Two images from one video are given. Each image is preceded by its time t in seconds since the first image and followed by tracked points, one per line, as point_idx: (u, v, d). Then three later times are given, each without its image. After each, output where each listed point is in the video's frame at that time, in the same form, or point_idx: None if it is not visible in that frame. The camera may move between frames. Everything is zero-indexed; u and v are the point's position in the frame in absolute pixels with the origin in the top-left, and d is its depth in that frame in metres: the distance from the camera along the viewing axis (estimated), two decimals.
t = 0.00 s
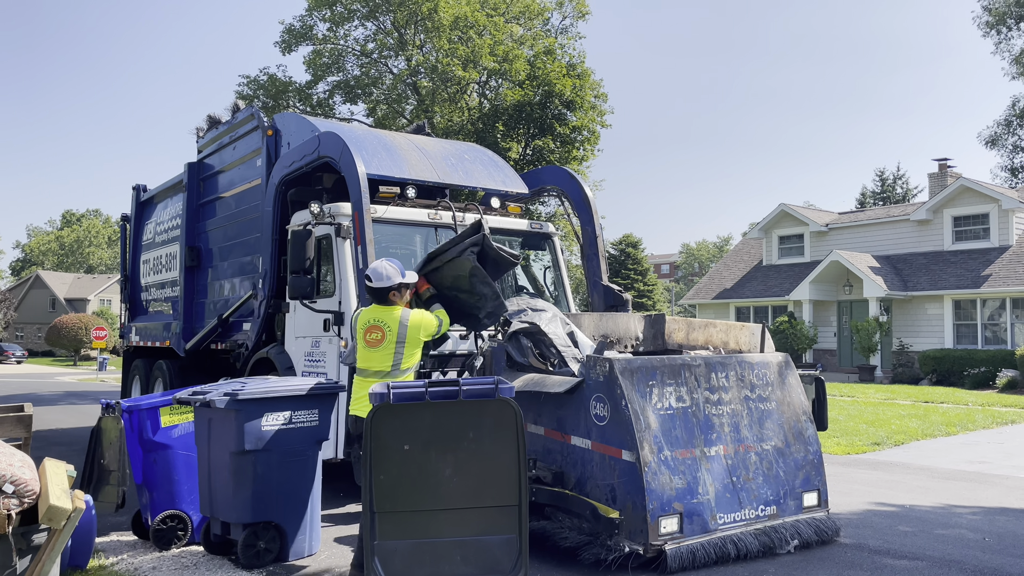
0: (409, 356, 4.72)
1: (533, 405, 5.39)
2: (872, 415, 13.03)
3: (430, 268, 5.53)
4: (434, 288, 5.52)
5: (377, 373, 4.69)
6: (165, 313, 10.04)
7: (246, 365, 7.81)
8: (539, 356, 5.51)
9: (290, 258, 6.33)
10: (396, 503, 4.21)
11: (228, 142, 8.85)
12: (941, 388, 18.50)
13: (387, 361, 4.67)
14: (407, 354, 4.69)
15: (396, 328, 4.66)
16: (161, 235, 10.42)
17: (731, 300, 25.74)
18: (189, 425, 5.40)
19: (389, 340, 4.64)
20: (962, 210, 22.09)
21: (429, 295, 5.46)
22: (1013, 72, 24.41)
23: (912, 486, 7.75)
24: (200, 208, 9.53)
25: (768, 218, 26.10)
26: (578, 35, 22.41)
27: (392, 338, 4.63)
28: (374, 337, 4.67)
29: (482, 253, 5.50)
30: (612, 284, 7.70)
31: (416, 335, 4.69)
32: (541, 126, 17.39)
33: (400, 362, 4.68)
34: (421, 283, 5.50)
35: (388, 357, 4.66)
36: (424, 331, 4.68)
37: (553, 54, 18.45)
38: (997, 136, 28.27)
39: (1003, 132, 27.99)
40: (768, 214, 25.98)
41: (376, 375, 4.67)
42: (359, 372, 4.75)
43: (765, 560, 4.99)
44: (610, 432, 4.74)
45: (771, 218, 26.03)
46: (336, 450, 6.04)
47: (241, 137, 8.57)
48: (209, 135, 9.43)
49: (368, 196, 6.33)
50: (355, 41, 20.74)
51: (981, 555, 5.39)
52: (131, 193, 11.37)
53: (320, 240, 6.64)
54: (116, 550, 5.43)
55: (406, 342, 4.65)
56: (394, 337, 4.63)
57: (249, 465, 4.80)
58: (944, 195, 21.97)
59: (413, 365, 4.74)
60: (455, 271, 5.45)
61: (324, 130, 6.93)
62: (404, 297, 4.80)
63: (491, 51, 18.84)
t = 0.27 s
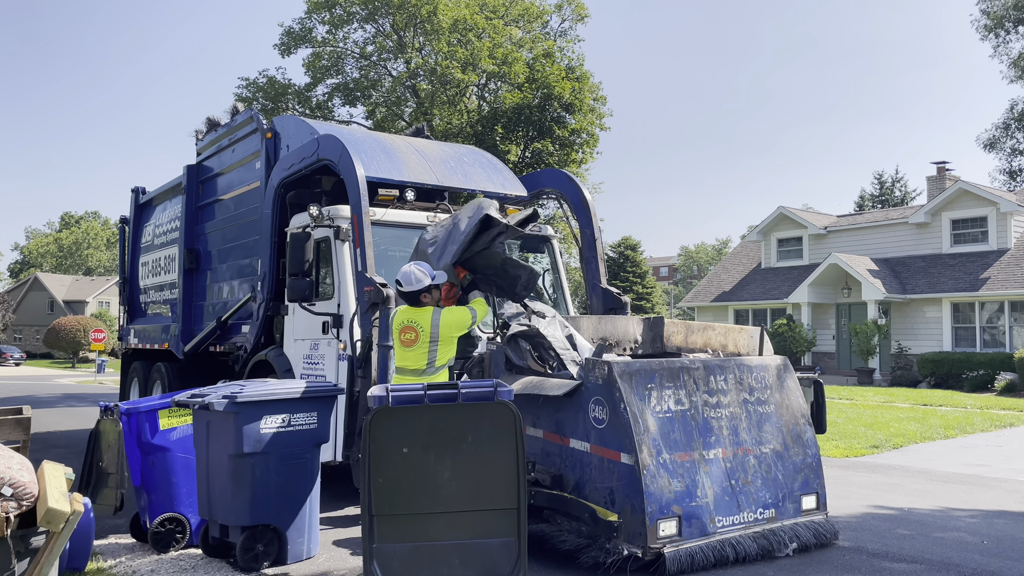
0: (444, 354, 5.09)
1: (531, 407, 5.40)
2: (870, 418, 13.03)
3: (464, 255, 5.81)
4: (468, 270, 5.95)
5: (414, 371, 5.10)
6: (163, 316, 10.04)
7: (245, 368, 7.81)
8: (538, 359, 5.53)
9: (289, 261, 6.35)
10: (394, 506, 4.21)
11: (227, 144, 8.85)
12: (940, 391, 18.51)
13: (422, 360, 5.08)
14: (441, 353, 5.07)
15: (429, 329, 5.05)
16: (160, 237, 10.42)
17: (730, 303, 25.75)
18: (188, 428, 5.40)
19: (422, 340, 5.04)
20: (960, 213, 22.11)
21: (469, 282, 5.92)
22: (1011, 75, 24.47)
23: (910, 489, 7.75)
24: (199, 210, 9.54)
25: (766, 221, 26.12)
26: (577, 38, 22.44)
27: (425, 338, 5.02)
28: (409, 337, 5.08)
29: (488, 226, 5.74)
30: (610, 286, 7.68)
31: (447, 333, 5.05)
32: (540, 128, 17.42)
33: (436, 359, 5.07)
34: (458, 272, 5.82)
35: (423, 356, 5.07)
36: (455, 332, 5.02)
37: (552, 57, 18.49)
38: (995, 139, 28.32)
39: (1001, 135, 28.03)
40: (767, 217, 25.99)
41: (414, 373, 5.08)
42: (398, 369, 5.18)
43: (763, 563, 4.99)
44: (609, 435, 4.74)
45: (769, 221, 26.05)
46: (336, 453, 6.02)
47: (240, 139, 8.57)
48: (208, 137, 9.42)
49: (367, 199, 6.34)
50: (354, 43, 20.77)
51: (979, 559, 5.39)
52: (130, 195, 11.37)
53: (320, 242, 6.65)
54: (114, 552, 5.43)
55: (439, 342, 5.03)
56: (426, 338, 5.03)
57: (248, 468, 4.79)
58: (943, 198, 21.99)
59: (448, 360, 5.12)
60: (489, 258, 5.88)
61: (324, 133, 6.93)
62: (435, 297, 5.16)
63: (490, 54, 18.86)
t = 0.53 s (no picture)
0: (483, 356, 4.90)
1: (529, 410, 5.40)
2: (869, 420, 13.04)
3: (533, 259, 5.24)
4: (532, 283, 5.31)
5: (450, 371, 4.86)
6: (162, 318, 10.04)
7: (243, 370, 7.80)
8: (537, 362, 5.67)
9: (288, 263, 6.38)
10: (393, 508, 4.20)
11: (226, 146, 8.85)
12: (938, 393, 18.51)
13: (461, 360, 4.84)
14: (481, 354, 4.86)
15: (471, 330, 4.84)
16: (159, 239, 10.42)
17: (728, 305, 25.77)
18: (187, 430, 5.38)
19: (464, 340, 4.82)
20: (958, 215, 22.14)
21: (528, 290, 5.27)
22: (1009, 78, 24.53)
23: (909, 491, 7.75)
24: (198, 212, 9.54)
25: (765, 223, 26.14)
26: (576, 40, 22.46)
27: (468, 338, 4.81)
28: (449, 336, 4.85)
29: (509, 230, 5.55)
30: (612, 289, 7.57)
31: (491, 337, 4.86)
32: (539, 131, 17.43)
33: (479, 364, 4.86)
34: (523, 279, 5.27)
35: (462, 356, 4.84)
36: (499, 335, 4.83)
37: (551, 59, 18.51)
38: (994, 141, 28.38)
39: (1000, 137, 28.08)
40: (765, 219, 26.02)
41: (450, 373, 4.84)
42: (431, 368, 4.92)
43: (762, 565, 4.99)
44: (607, 437, 4.74)
45: (768, 223, 26.08)
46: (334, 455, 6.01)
47: (239, 141, 8.57)
48: (207, 139, 9.42)
49: (366, 201, 6.34)
50: (352, 45, 20.77)
51: (978, 562, 5.39)
52: (129, 197, 11.37)
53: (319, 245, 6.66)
54: (112, 555, 5.42)
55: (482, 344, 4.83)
56: (469, 338, 4.82)
57: (247, 470, 4.79)
58: (942, 200, 22.00)
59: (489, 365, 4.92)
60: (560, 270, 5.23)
61: (323, 135, 6.93)
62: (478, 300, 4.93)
63: (489, 56, 18.89)
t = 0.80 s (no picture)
0: (518, 354, 5.04)
1: (529, 411, 5.39)
2: (868, 421, 13.04)
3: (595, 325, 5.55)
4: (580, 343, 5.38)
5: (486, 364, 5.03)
6: (161, 318, 10.03)
7: (242, 371, 7.80)
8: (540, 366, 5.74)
9: (287, 264, 6.39)
10: (391, 509, 4.20)
11: (225, 147, 8.84)
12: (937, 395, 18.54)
13: (496, 354, 5.02)
14: (516, 352, 5.03)
15: (508, 325, 5.03)
16: (158, 240, 10.41)
17: (727, 306, 25.78)
18: (186, 430, 5.38)
19: (502, 334, 5.02)
20: (957, 217, 22.15)
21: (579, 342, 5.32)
22: (1008, 79, 24.56)
23: (908, 493, 7.76)
24: (197, 213, 9.53)
25: (764, 225, 26.15)
26: (575, 41, 22.47)
27: (505, 331, 5.01)
28: (487, 330, 5.06)
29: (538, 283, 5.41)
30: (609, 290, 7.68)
31: (525, 335, 5.03)
32: (538, 132, 17.44)
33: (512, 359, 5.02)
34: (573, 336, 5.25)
35: (498, 350, 5.03)
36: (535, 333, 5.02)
37: (550, 61, 18.51)
38: (993, 143, 28.41)
39: (999, 139, 28.12)
40: (764, 221, 26.03)
41: (486, 366, 5.01)
42: (467, 362, 5.10)
43: (761, 566, 4.99)
44: (606, 438, 4.74)
45: (767, 224, 26.09)
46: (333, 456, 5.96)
47: (238, 142, 8.56)
48: (206, 140, 9.41)
49: (365, 202, 6.34)
50: (351, 46, 20.76)
51: (978, 562, 5.39)
52: (128, 198, 11.36)
53: (318, 245, 6.62)
54: (111, 556, 5.41)
55: (516, 338, 5.00)
56: (506, 332, 5.02)
57: (246, 471, 4.78)
58: (940, 202, 22.02)
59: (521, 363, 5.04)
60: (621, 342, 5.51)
61: (322, 136, 6.93)
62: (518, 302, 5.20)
63: (488, 57, 18.90)
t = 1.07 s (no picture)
0: (523, 355, 4.99)
1: (529, 411, 5.38)
2: (867, 421, 13.05)
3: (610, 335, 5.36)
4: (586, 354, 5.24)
5: (494, 362, 5.04)
6: (160, 318, 10.03)
7: (242, 371, 7.80)
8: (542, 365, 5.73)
9: (286, 264, 6.39)
10: (391, 509, 4.20)
11: (224, 146, 8.84)
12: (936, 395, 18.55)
13: (501, 351, 5.03)
14: (521, 350, 4.98)
15: (516, 324, 5.05)
16: (157, 240, 10.40)
17: (727, 306, 25.79)
18: (185, 430, 5.38)
19: (508, 331, 5.05)
20: (957, 217, 22.15)
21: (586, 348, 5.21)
22: (1008, 79, 24.58)
23: (907, 492, 7.76)
24: (197, 212, 9.52)
25: (763, 225, 26.16)
26: (575, 41, 22.48)
27: (512, 328, 5.03)
28: (498, 329, 5.13)
29: (571, 337, 5.33)
30: (608, 290, 7.69)
31: (531, 336, 5.00)
32: (538, 132, 17.45)
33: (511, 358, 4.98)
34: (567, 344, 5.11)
35: (504, 347, 5.03)
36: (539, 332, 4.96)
37: (549, 61, 18.51)
38: (992, 143, 28.42)
39: (998, 139, 28.12)
40: (764, 221, 26.04)
41: (493, 363, 5.03)
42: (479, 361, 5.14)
43: (760, 566, 4.99)
44: (606, 438, 4.74)
45: (766, 224, 26.09)
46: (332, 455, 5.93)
47: (238, 142, 8.55)
48: (206, 140, 9.40)
49: (364, 202, 6.33)
50: (351, 46, 20.77)
51: (977, 562, 5.39)
52: (127, 198, 11.35)
53: (317, 245, 6.62)
54: (110, 555, 5.42)
55: (520, 338, 4.98)
56: (512, 329, 5.03)
57: (245, 471, 4.78)
58: (940, 202, 22.02)
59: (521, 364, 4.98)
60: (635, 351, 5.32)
61: (321, 136, 6.92)
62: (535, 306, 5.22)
63: (488, 57, 18.90)
